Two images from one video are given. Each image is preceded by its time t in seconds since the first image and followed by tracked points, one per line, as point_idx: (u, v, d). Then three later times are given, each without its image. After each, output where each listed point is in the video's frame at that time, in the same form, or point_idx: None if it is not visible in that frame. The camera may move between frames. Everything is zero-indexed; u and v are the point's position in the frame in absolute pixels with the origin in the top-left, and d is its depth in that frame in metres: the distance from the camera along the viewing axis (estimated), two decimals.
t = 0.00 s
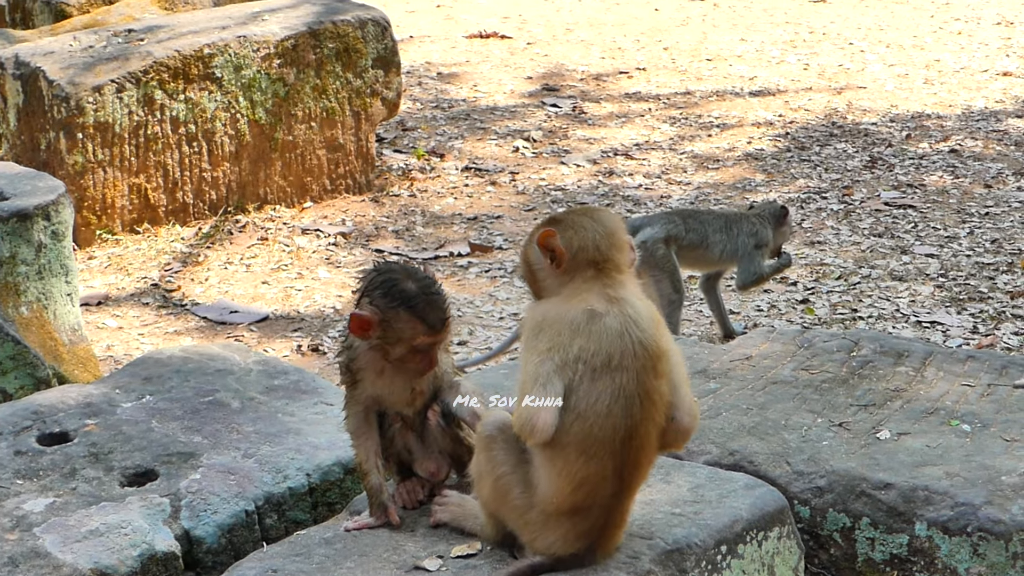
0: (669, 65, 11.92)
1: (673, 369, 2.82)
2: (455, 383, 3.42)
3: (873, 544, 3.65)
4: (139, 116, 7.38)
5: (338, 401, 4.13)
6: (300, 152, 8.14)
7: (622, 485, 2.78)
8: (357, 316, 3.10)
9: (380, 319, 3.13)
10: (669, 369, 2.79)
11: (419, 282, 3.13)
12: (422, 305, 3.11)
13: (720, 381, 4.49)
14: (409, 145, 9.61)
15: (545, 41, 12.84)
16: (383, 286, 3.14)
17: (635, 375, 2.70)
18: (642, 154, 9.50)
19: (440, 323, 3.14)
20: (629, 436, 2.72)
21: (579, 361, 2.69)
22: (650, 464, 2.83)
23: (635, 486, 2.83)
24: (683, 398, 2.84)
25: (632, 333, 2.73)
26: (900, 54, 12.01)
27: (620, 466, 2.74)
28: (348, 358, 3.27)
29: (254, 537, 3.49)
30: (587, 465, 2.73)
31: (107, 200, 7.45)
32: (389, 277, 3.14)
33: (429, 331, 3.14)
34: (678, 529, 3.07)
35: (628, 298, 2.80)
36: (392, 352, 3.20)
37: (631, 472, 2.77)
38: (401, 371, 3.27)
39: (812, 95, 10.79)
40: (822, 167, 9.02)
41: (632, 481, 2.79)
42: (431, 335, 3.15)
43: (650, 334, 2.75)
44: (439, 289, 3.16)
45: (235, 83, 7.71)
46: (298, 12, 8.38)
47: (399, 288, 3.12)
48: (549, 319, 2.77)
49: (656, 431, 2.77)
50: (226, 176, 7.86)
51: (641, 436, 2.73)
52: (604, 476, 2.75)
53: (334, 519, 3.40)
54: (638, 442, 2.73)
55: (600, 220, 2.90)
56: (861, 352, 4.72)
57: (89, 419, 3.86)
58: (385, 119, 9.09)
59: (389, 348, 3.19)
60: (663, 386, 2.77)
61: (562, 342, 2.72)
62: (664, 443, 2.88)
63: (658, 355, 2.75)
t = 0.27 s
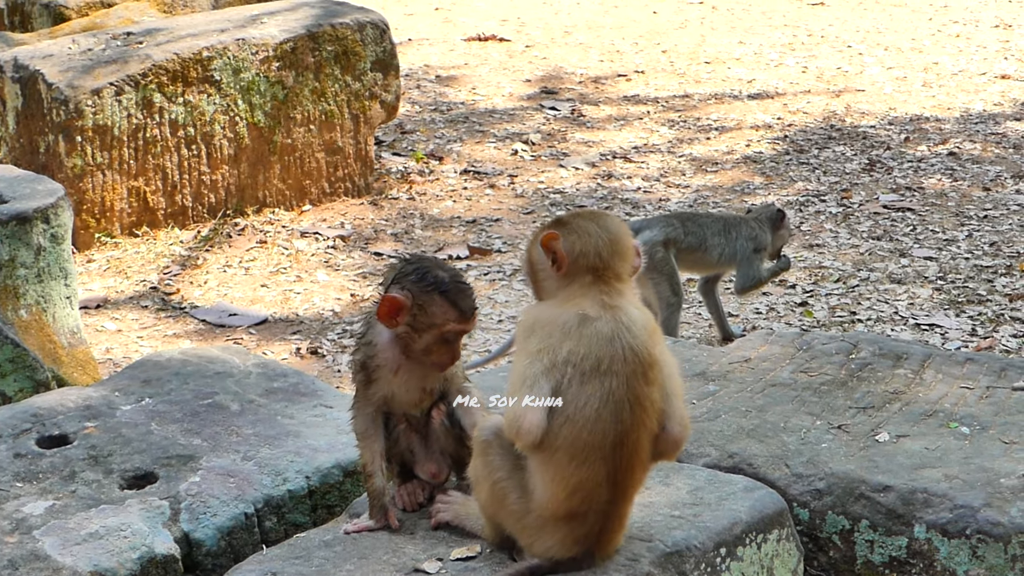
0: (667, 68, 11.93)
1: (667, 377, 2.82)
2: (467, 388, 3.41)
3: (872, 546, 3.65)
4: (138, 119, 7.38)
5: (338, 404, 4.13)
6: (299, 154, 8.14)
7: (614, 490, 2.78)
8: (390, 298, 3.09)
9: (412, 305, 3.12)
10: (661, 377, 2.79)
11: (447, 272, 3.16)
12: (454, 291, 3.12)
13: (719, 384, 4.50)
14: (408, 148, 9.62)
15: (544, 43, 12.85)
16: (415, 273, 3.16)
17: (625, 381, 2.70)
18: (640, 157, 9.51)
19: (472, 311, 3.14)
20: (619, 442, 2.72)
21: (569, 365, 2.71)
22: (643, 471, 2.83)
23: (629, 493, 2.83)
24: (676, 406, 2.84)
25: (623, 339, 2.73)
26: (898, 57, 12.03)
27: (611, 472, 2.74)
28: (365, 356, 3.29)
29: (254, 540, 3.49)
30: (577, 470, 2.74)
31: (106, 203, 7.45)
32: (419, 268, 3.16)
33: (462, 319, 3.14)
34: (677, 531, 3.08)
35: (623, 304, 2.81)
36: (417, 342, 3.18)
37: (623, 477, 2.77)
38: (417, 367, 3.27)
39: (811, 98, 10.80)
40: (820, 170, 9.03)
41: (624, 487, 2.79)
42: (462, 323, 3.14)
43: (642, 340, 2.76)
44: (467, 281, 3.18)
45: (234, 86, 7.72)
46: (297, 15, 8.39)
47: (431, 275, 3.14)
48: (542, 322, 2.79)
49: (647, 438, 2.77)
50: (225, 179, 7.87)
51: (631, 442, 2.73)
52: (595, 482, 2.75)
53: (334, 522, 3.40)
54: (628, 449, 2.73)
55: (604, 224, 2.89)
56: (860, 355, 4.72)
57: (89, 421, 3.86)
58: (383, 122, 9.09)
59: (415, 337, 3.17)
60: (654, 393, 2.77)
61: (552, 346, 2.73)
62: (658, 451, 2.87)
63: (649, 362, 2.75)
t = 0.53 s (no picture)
0: (666, 70, 11.93)
1: (664, 378, 2.83)
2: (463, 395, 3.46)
3: (871, 547, 3.65)
4: (136, 121, 7.38)
5: (338, 406, 4.14)
6: (297, 157, 8.15)
7: (611, 492, 2.79)
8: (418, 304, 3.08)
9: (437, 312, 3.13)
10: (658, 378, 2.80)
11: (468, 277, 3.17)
12: (478, 298, 3.14)
13: (718, 385, 4.50)
14: (406, 151, 9.62)
15: (542, 46, 12.86)
16: (438, 280, 3.16)
17: (622, 384, 2.71)
18: (639, 159, 9.51)
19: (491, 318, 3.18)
20: (616, 445, 2.72)
21: (566, 368, 2.71)
22: (641, 472, 2.83)
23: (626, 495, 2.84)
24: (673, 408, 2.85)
25: (620, 342, 2.74)
26: (897, 59, 12.04)
27: (608, 474, 2.75)
28: (376, 358, 3.25)
29: (254, 542, 3.49)
30: (573, 472, 2.74)
31: (105, 206, 7.46)
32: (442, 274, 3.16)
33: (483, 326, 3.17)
34: (676, 532, 3.08)
35: (621, 305, 2.81)
36: (436, 348, 3.19)
37: (620, 479, 2.78)
38: (427, 373, 3.28)
39: (809, 100, 10.81)
40: (819, 172, 9.04)
41: (621, 488, 2.80)
42: (484, 330, 3.17)
43: (638, 342, 2.76)
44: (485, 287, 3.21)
45: (233, 88, 7.72)
46: (296, 18, 8.39)
47: (455, 281, 3.15)
48: (540, 323, 2.79)
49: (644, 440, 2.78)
50: (224, 181, 7.87)
51: (628, 445, 2.74)
52: (592, 484, 2.76)
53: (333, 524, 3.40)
54: (625, 451, 2.74)
55: (604, 224, 2.88)
56: (859, 356, 4.73)
57: (88, 424, 3.86)
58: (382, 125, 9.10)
59: (435, 343, 3.18)
60: (651, 395, 2.77)
61: (549, 348, 2.73)
62: (654, 452, 2.88)
63: (646, 364, 2.75)
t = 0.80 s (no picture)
0: (663, 72, 11.94)
1: (662, 381, 2.83)
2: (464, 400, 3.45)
3: (870, 549, 3.66)
4: (134, 124, 7.38)
5: (336, 408, 4.14)
6: (295, 159, 8.15)
7: (609, 495, 2.79)
8: (423, 315, 3.05)
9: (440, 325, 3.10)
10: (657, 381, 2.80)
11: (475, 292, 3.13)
12: (483, 316, 3.10)
13: (717, 387, 4.50)
14: (404, 153, 9.63)
15: (540, 48, 12.87)
16: (446, 292, 3.13)
17: (621, 388, 2.71)
18: (637, 161, 9.52)
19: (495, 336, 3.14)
20: (614, 448, 2.73)
21: (564, 371, 2.71)
22: (639, 475, 2.84)
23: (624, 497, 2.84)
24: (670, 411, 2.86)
25: (619, 345, 2.74)
26: (894, 61, 12.06)
27: (606, 477, 2.75)
28: (378, 360, 3.25)
29: (253, 544, 3.49)
30: (572, 476, 2.75)
31: (103, 209, 7.45)
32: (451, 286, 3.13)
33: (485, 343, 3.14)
34: (675, 534, 3.08)
35: (620, 308, 2.81)
36: (438, 359, 3.17)
37: (618, 482, 2.78)
38: (429, 380, 3.28)
39: (807, 102, 10.82)
40: (817, 174, 9.05)
41: (619, 491, 2.80)
42: (485, 348, 3.14)
43: (637, 346, 2.76)
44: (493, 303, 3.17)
45: (230, 91, 7.72)
46: (294, 21, 8.39)
47: (463, 296, 3.11)
48: (540, 325, 2.79)
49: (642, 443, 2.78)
50: (221, 184, 7.87)
51: (626, 448, 2.74)
52: (590, 487, 2.76)
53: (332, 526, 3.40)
54: (623, 455, 2.74)
55: (604, 225, 2.87)
56: (857, 357, 4.73)
57: (87, 426, 3.86)
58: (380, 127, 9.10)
59: (436, 354, 3.16)
60: (649, 398, 2.77)
61: (548, 351, 2.74)
62: (652, 454, 2.89)
63: (644, 368, 2.75)
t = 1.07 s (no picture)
0: (661, 74, 11.95)
1: (663, 382, 2.83)
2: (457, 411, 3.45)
3: (869, 549, 3.66)
4: (132, 126, 7.39)
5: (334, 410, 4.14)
6: (293, 161, 8.15)
7: (610, 497, 2.79)
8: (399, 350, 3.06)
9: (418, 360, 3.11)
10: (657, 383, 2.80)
11: (456, 325, 3.13)
12: (463, 351, 3.11)
13: (716, 388, 4.50)
14: (403, 155, 9.63)
15: (538, 50, 12.88)
16: (426, 326, 3.13)
17: (621, 390, 2.71)
18: (635, 162, 9.52)
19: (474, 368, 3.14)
20: (615, 450, 2.72)
21: (565, 373, 2.71)
22: (639, 477, 2.83)
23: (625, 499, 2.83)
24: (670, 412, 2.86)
25: (620, 346, 2.74)
26: (892, 62, 12.07)
27: (606, 479, 2.75)
28: (366, 371, 3.25)
29: (252, 546, 3.49)
30: (572, 477, 2.74)
31: (102, 211, 7.45)
32: (431, 319, 3.13)
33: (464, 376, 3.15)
34: (674, 535, 3.08)
35: (620, 310, 2.81)
36: (419, 388, 3.19)
37: (619, 484, 2.77)
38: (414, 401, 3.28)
39: (805, 104, 10.83)
40: (815, 175, 9.05)
41: (620, 493, 2.79)
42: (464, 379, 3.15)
43: (638, 347, 2.76)
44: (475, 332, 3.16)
45: (229, 93, 7.72)
46: (292, 23, 8.39)
47: (442, 332, 3.11)
48: (540, 326, 2.79)
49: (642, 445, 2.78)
50: (220, 186, 7.86)
51: (627, 450, 2.74)
52: (590, 489, 2.76)
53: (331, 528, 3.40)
54: (624, 457, 2.74)
55: (604, 227, 2.87)
56: (856, 358, 4.73)
57: (85, 429, 3.86)
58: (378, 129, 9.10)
59: (417, 384, 3.18)
60: (650, 400, 2.77)
61: (549, 353, 2.74)
62: (652, 456, 2.89)
63: (645, 370, 2.75)
